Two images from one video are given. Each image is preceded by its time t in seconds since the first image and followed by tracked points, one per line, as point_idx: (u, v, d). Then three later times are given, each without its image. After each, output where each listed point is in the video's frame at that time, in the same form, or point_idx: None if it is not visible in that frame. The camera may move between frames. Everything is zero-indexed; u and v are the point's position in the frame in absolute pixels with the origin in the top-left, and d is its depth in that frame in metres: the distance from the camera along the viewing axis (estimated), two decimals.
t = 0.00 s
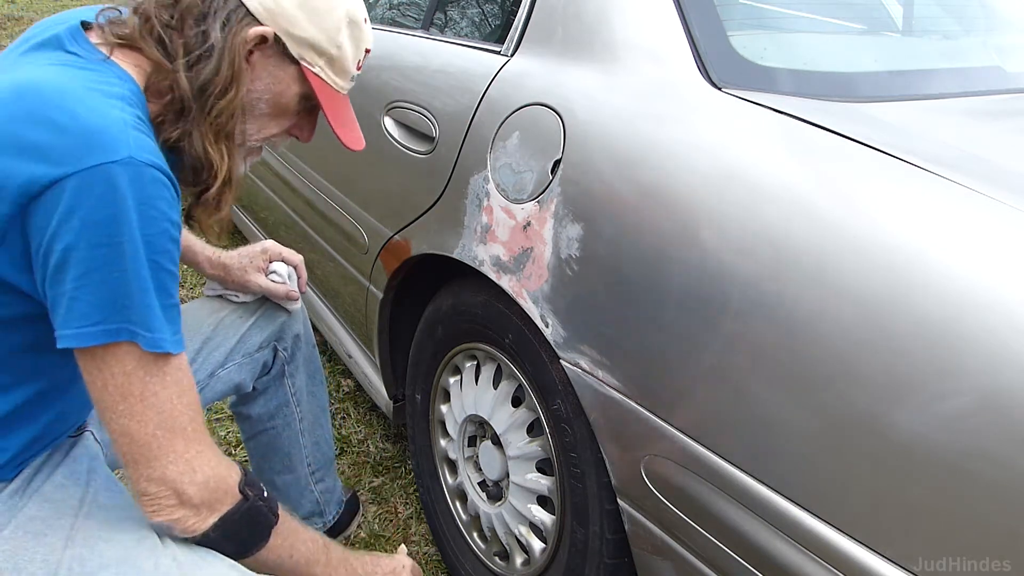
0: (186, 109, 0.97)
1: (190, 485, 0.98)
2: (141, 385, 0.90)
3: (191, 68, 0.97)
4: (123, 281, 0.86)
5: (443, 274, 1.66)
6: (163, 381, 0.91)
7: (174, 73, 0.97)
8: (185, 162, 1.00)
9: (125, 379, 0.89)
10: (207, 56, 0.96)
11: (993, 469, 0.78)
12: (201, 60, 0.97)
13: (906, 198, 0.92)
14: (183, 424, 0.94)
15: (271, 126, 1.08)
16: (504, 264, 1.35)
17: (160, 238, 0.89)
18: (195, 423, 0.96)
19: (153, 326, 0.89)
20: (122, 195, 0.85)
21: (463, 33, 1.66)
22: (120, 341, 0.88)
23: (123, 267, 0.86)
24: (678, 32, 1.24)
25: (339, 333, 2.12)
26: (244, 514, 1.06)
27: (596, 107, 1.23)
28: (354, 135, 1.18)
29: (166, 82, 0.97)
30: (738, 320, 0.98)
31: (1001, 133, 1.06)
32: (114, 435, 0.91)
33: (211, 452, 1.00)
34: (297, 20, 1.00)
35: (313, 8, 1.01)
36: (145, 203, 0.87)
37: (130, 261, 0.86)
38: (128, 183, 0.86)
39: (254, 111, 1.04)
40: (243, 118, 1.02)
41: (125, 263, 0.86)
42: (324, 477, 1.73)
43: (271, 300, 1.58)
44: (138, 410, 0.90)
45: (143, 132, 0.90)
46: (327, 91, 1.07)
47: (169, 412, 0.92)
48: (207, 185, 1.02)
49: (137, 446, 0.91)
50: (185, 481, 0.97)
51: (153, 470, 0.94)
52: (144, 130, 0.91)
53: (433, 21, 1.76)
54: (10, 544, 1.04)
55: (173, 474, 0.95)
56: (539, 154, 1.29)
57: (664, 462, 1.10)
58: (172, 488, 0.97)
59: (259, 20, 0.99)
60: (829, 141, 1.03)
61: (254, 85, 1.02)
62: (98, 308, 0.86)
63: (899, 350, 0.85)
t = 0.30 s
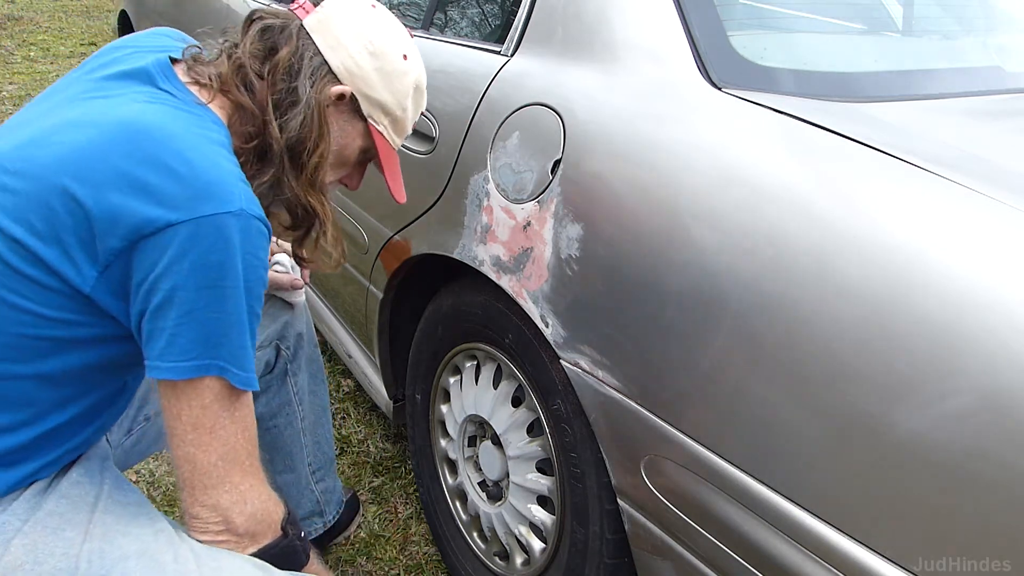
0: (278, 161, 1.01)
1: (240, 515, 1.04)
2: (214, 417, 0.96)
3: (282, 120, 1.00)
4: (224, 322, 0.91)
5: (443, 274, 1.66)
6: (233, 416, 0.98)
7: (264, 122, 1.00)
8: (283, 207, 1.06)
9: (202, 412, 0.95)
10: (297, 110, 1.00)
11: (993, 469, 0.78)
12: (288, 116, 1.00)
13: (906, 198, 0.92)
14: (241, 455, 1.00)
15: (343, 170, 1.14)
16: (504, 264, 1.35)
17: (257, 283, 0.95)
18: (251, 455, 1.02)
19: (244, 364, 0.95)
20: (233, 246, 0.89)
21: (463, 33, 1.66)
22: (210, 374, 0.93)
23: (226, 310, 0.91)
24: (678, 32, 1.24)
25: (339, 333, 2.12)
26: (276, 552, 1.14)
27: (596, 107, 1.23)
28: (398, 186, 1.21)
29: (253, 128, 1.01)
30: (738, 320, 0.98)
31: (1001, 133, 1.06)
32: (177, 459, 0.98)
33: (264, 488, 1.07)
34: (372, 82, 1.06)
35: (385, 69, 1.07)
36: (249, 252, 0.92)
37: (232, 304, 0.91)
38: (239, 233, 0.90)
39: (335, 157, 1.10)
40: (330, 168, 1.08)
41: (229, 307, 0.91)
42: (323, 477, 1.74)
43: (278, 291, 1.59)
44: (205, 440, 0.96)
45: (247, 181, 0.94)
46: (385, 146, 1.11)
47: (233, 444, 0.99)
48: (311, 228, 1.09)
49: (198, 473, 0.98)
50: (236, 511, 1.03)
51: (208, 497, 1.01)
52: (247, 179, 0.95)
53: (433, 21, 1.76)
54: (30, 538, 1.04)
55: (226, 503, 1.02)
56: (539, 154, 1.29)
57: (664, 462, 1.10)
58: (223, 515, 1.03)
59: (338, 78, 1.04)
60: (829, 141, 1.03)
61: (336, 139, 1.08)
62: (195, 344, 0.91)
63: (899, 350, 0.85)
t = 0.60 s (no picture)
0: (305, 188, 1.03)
1: (252, 529, 1.05)
2: (231, 432, 0.96)
3: (309, 150, 1.01)
4: (248, 339, 0.92)
5: (443, 275, 1.66)
6: (249, 430, 0.98)
7: (292, 147, 1.01)
8: (307, 230, 1.08)
9: (219, 426, 0.95)
10: (325, 139, 1.01)
11: (993, 469, 0.78)
12: (316, 144, 1.01)
13: (906, 198, 0.92)
14: (256, 471, 1.01)
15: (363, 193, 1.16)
16: (504, 264, 1.35)
17: (280, 300, 0.95)
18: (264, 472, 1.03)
19: (264, 381, 0.96)
20: (260, 264, 0.90)
21: (463, 33, 1.66)
22: (230, 390, 0.93)
23: (251, 328, 0.92)
24: (678, 32, 1.24)
25: (339, 333, 2.12)
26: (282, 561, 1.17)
27: (596, 107, 1.23)
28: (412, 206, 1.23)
29: (281, 151, 1.02)
30: (738, 320, 0.98)
31: (1001, 133, 1.06)
32: (193, 471, 0.98)
33: (275, 503, 1.08)
34: (396, 111, 1.06)
35: (410, 98, 1.07)
36: (274, 271, 0.93)
37: (257, 322, 0.92)
38: (266, 252, 0.91)
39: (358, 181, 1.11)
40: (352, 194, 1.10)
41: (253, 324, 0.92)
42: (326, 479, 1.74)
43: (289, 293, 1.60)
44: (220, 454, 0.97)
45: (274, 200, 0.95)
46: (402, 172, 1.12)
47: (249, 459, 0.99)
48: (327, 251, 1.12)
49: (213, 486, 0.98)
50: (247, 524, 1.04)
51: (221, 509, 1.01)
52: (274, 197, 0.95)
53: (433, 21, 1.76)
54: (34, 539, 1.04)
55: (238, 516, 1.03)
56: (539, 154, 1.29)
57: (664, 462, 1.10)
58: (234, 528, 1.04)
59: (364, 108, 1.04)
60: (829, 141, 1.03)
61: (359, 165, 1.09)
62: (218, 360, 0.92)
63: (899, 350, 0.85)
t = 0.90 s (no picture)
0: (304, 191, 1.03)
1: (249, 533, 1.06)
2: (228, 437, 0.97)
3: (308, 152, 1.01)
4: (245, 344, 0.92)
5: (443, 275, 1.66)
6: (247, 435, 0.99)
7: (292, 148, 1.01)
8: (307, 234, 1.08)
9: (216, 431, 0.95)
10: (325, 141, 1.01)
11: (993, 469, 0.78)
12: (316, 146, 1.01)
13: (906, 198, 0.92)
14: (254, 476, 1.02)
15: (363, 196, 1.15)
16: (504, 264, 1.35)
17: (278, 306, 0.96)
18: (262, 477, 1.04)
19: (261, 387, 0.96)
20: (258, 269, 0.90)
21: (463, 33, 1.66)
22: (227, 396, 0.93)
23: (249, 333, 0.92)
24: (678, 32, 1.24)
25: (339, 333, 2.12)
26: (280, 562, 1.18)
27: (596, 107, 1.23)
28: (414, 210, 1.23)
29: (281, 153, 1.02)
30: (738, 320, 0.98)
31: (1001, 133, 1.06)
32: (190, 476, 0.98)
33: (273, 507, 1.09)
34: (398, 114, 1.06)
35: (412, 102, 1.07)
36: (272, 276, 0.93)
37: (254, 328, 0.92)
38: (264, 257, 0.91)
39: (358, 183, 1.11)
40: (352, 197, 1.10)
41: (251, 330, 0.92)
42: (326, 480, 1.74)
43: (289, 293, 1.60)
44: (218, 459, 0.97)
45: (274, 205, 0.95)
46: (403, 176, 1.12)
47: (245, 465, 1.00)
48: (324, 256, 1.11)
49: (210, 491, 0.99)
50: (245, 529, 1.05)
51: (218, 512, 1.02)
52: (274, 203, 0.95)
53: (433, 21, 1.76)
54: (33, 541, 1.04)
55: (235, 521, 1.04)
56: (539, 154, 1.29)
57: (664, 462, 1.10)
58: (232, 532, 1.05)
59: (366, 111, 1.04)
60: (829, 141, 1.03)
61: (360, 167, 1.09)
62: (215, 365, 0.92)
63: (899, 350, 0.85)
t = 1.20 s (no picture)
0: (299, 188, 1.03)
1: (241, 535, 1.06)
2: (221, 438, 0.97)
3: (302, 150, 1.02)
4: (239, 345, 0.92)
5: (443, 275, 1.66)
6: (240, 436, 0.99)
7: (286, 145, 1.02)
8: (302, 232, 1.08)
9: (208, 432, 0.95)
10: (319, 138, 1.01)
11: (993, 469, 0.78)
12: (310, 143, 1.01)
13: (906, 197, 0.92)
14: (246, 477, 1.02)
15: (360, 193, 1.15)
16: (504, 264, 1.35)
17: (272, 307, 0.96)
18: (254, 478, 1.04)
19: (256, 387, 0.96)
20: (251, 270, 0.90)
21: (463, 33, 1.66)
22: (221, 397, 0.94)
23: (243, 334, 0.92)
24: (678, 32, 1.24)
25: (339, 333, 2.12)
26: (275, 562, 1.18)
27: (596, 107, 1.23)
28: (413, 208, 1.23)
29: (275, 151, 1.03)
30: (738, 320, 0.98)
31: (1001, 133, 1.06)
32: (182, 477, 0.98)
33: (266, 508, 1.09)
34: (392, 108, 1.05)
35: (407, 96, 1.06)
36: (266, 276, 0.93)
37: (248, 328, 0.92)
38: (257, 257, 0.90)
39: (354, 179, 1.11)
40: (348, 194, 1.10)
41: (245, 330, 0.92)
42: (326, 480, 1.74)
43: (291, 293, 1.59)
44: (210, 460, 0.97)
45: (267, 204, 0.95)
46: (402, 172, 1.12)
47: (237, 465, 1.00)
48: (321, 253, 1.12)
49: (202, 492, 0.99)
50: (237, 530, 1.05)
51: (209, 513, 1.02)
52: (268, 202, 0.95)
53: (433, 21, 1.76)
54: (30, 543, 1.04)
55: (228, 522, 1.04)
56: (539, 154, 1.29)
57: (663, 462, 1.10)
58: (224, 534, 1.05)
59: (361, 106, 1.04)
60: (829, 141, 1.03)
61: (356, 163, 1.09)
62: (209, 366, 0.92)
63: (899, 350, 0.85)
